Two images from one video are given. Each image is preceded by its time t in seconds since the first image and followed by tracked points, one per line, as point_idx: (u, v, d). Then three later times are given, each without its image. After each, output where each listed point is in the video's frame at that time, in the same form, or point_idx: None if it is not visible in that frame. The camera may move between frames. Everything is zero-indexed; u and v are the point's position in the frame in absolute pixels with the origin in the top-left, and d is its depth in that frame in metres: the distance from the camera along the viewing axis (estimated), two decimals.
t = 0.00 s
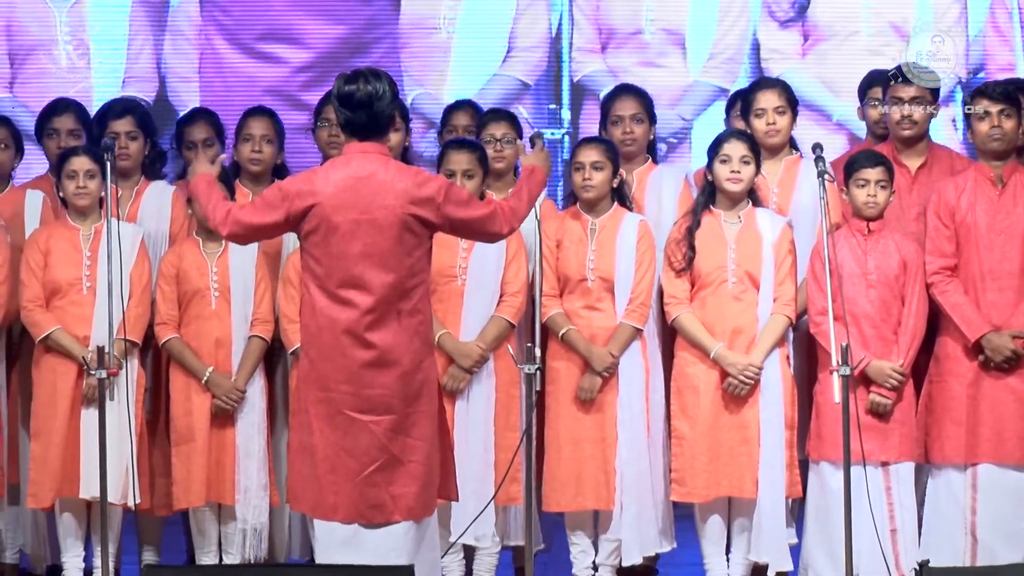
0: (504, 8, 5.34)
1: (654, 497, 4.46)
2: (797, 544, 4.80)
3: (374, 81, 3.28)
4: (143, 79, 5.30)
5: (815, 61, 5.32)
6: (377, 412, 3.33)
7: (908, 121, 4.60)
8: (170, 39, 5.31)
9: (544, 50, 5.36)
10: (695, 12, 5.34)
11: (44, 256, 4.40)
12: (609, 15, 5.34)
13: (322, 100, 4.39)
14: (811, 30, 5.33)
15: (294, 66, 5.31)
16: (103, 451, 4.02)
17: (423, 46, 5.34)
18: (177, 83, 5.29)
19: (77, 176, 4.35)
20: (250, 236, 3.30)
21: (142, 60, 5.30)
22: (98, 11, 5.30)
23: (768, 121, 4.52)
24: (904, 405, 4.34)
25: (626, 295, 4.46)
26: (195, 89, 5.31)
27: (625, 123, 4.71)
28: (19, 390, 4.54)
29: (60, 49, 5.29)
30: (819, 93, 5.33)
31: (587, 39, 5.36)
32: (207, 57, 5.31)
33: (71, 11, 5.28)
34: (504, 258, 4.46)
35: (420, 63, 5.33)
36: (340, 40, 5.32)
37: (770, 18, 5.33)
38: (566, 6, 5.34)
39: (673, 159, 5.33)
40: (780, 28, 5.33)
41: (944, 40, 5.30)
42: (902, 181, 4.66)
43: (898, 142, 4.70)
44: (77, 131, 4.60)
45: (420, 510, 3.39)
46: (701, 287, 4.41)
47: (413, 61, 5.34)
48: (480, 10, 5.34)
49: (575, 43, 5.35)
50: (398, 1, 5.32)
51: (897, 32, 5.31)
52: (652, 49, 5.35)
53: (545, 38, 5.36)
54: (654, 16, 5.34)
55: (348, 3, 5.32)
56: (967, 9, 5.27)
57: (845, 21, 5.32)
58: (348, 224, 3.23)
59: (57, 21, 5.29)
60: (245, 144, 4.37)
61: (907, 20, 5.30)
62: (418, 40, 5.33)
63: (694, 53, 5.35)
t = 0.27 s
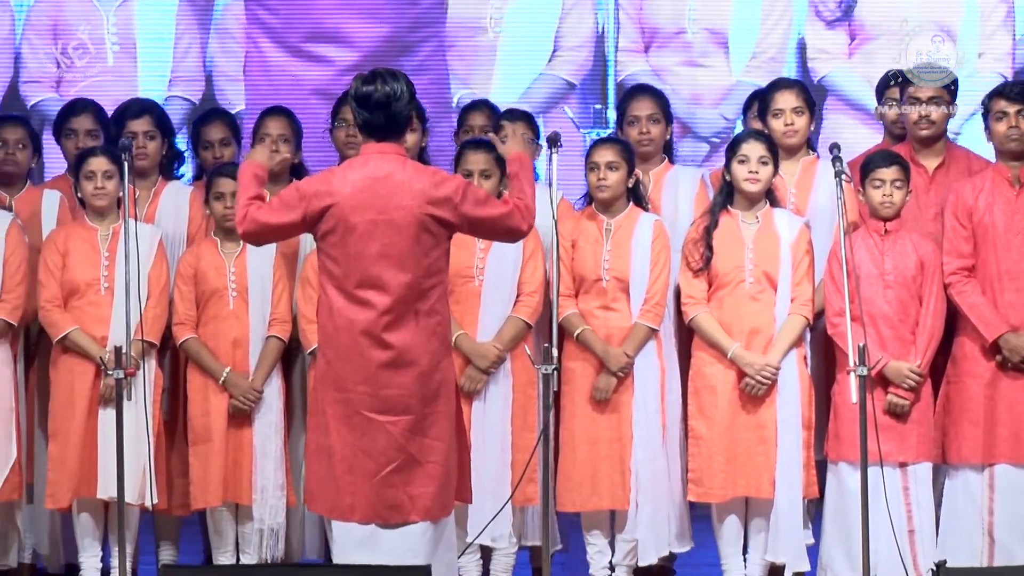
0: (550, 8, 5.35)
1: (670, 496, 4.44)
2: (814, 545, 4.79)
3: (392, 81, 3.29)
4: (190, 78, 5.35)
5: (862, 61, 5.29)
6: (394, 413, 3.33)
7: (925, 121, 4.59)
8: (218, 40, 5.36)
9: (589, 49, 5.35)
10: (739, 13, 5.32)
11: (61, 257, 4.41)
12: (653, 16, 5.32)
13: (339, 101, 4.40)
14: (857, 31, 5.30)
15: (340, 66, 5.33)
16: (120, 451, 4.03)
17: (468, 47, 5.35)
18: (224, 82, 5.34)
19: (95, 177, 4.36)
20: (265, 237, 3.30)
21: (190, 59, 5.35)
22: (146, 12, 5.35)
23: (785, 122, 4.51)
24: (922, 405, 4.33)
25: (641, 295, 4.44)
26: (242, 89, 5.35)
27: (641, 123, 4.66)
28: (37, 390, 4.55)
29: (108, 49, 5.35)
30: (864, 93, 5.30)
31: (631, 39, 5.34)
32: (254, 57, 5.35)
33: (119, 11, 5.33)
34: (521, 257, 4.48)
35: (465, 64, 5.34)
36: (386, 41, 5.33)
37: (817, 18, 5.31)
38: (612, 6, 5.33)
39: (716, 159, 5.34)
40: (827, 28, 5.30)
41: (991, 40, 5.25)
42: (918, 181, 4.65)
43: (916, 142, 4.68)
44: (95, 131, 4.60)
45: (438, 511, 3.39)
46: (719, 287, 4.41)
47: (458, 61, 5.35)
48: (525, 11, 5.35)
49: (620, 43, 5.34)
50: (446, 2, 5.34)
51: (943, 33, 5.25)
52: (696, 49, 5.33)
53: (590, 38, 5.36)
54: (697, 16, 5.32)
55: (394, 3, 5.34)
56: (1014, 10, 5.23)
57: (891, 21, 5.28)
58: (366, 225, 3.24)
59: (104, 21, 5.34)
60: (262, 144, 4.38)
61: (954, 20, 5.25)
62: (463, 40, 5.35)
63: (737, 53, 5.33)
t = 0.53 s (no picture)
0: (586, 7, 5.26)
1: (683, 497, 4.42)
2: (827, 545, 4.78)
3: (405, 81, 3.29)
4: (225, 79, 5.26)
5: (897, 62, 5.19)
6: (406, 413, 3.33)
7: (938, 121, 4.59)
8: (253, 40, 5.26)
9: (623, 50, 5.26)
10: (771, 13, 5.22)
11: (74, 257, 4.41)
12: (685, 16, 5.24)
13: (350, 101, 4.40)
14: (892, 31, 5.20)
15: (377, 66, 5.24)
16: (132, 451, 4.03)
17: (503, 48, 5.26)
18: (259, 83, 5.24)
19: (109, 177, 4.37)
20: (277, 236, 3.29)
21: (224, 60, 5.26)
22: (181, 12, 5.26)
23: (798, 122, 4.51)
24: (935, 404, 4.33)
25: (652, 294, 4.41)
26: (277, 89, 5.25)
27: (653, 123, 4.63)
28: (50, 389, 4.55)
29: (143, 50, 5.25)
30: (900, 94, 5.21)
31: (663, 39, 5.25)
32: (288, 58, 5.26)
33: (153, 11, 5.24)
34: (533, 257, 4.46)
35: (499, 65, 5.25)
36: (422, 41, 5.25)
37: (851, 18, 5.21)
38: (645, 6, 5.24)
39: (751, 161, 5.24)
40: (861, 28, 5.21)
41: None
42: (932, 181, 4.64)
43: (929, 142, 4.68)
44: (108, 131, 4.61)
45: (450, 512, 3.39)
46: (731, 287, 4.40)
47: (493, 62, 5.26)
48: (558, 11, 5.25)
49: (653, 44, 5.25)
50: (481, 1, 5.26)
51: (979, 33, 5.15)
52: (727, 49, 5.24)
53: (625, 38, 5.26)
54: (728, 16, 5.23)
55: (429, 4, 5.25)
56: None
57: (927, 21, 5.17)
58: (378, 224, 3.24)
59: (139, 21, 5.25)
60: (276, 143, 4.43)
61: (990, 21, 5.14)
62: (498, 41, 5.26)
63: (769, 53, 5.23)
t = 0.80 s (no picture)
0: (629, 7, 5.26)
1: (699, 500, 4.38)
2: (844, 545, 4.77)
3: (423, 81, 3.29)
4: (266, 80, 5.26)
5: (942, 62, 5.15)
6: (423, 415, 3.31)
7: (957, 121, 4.58)
8: (296, 41, 5.27)
9: (664, 50, 5.26)
10: (811, 13, 5.22)
11: (92, 257, 4.41)
12: (724, 16, 5.24)
13: (367, 102, 4.41)
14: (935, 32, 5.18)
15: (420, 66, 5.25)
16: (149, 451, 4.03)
17: (545, 48, 5.26)
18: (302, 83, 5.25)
19: (127, 177, 4.38)
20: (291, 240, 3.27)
21: (266, 61, 5.26)
22: (224, 12, 5.26)
23: (815, 122, 4.50)
24: (953, 405, 4.32)
25: (667, 295, 4.37)
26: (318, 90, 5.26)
27: (669, 123, 4.62)
28: (68, 389, 4.55)
29: (186, 49, 5.26)
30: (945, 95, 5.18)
31: (703, 39, 5.25)
32: (330, 59, 5.27)
33: (196, 11, 5.25)
34: (550, 258, 4.45)
35: (540, 65, 5.26)
36: (463, 42, 5.26)
37: (893, 19, 5.20)
38: (686, 6, 5.25)
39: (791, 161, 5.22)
40: (903, 29, 5.20)
41: None
42: (950, 181, 4.64)
43: (947, 142, 4.67)
44: (126, 131, 4.62)
45: (467, 514, 3.37)
46: (748, 287, 4.39)
47: (533, 63, 5.27)
48: (600, 10, 5.26)
49: (693, 44, 5.25)
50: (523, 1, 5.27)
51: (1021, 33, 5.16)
52: (767, 50, 5.23)
53: (665, 38, 5.26)
54: (768, 17, 5.23)
55: (469, 4, 5.25)
56: None
57: (969, 21, 5.17)
58: (396, 225, 3.23)
59: (181, 21, 5.25)
60: (294, 143, 4.48)
61: None
62: (539, 42, 5.26)
63: (808, 54, 5.23)
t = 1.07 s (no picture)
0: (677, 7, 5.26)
1: (718, 501, 4.36)
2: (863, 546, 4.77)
3: (446, 82, 3.29)
4: (314, 81, 5.30)
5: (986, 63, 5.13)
6: (442, 415, 3.30)
7: (976, 121, 4.58)
8: (343, 41, 5.30)
9: (708, 50, 5.26)
10: (855, 13, 5.20)
11: (111, 257, 4.42)
12: (769, 17, 5.23)
13: (386, 102, 4.43)
14: (980, 32, 5.14)
15: (466, 66, 5.28)
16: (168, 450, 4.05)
17: (590, 48, 5.28)
18: (350, 83, 5.28)
19: (146, 177, 4.38)
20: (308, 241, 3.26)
21: (314, 62, 5.30)
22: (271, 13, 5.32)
23: (835, 123, 4.50)
24: (972, 406, 4.31)
25: (685, 295, 4.36)
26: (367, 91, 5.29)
27: (688, 123, 4.62)
28: (87, 388, 4.57)
29: (233, 50, 5.31)
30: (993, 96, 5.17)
31: (747, 40, 5.23)
32: (377, 59, 5.30)
33: (244, 12, 5.31)
34: (568, 258, 4.45)
35: (587, 66, 5.28)
36: (510, 42, 5.26)
37: (939, 19, 5.18)
38: (731, 5, 5.23)
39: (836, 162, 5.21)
40: (949, 30, 5.17)
41: None
42: (970, 182, 4.65)
43: (967, 142, 4.68)
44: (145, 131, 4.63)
45: (486, 515, 3.36)
46: (768, 288, 4.39)
47: (579, 63, 5.28)
48: (646, 10, 5.27)
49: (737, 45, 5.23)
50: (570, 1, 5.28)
51: None
52: (812, 50, 5.21)
53: (710, 38, 5.26)
54: (813, 17, 5.21)
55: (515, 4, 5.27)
56: None
57: (1014, 21, 5.14)
58: (414, 224, 3.25)
59: (229, 21, 5.31)
60: (315, 144, 4.53)
61: None
62: (586, 42, 5.28)
63: (853, 54, 5.20)
